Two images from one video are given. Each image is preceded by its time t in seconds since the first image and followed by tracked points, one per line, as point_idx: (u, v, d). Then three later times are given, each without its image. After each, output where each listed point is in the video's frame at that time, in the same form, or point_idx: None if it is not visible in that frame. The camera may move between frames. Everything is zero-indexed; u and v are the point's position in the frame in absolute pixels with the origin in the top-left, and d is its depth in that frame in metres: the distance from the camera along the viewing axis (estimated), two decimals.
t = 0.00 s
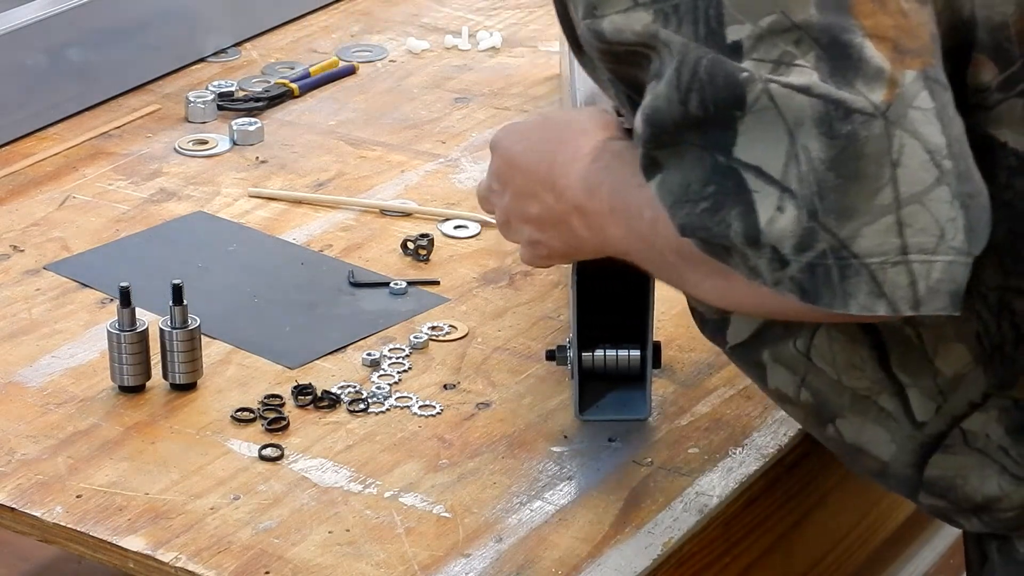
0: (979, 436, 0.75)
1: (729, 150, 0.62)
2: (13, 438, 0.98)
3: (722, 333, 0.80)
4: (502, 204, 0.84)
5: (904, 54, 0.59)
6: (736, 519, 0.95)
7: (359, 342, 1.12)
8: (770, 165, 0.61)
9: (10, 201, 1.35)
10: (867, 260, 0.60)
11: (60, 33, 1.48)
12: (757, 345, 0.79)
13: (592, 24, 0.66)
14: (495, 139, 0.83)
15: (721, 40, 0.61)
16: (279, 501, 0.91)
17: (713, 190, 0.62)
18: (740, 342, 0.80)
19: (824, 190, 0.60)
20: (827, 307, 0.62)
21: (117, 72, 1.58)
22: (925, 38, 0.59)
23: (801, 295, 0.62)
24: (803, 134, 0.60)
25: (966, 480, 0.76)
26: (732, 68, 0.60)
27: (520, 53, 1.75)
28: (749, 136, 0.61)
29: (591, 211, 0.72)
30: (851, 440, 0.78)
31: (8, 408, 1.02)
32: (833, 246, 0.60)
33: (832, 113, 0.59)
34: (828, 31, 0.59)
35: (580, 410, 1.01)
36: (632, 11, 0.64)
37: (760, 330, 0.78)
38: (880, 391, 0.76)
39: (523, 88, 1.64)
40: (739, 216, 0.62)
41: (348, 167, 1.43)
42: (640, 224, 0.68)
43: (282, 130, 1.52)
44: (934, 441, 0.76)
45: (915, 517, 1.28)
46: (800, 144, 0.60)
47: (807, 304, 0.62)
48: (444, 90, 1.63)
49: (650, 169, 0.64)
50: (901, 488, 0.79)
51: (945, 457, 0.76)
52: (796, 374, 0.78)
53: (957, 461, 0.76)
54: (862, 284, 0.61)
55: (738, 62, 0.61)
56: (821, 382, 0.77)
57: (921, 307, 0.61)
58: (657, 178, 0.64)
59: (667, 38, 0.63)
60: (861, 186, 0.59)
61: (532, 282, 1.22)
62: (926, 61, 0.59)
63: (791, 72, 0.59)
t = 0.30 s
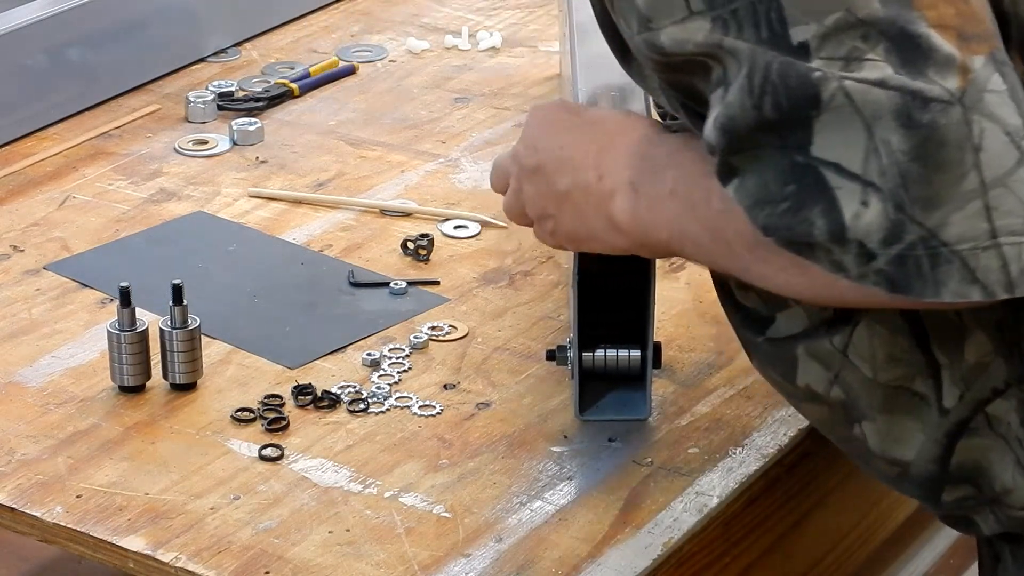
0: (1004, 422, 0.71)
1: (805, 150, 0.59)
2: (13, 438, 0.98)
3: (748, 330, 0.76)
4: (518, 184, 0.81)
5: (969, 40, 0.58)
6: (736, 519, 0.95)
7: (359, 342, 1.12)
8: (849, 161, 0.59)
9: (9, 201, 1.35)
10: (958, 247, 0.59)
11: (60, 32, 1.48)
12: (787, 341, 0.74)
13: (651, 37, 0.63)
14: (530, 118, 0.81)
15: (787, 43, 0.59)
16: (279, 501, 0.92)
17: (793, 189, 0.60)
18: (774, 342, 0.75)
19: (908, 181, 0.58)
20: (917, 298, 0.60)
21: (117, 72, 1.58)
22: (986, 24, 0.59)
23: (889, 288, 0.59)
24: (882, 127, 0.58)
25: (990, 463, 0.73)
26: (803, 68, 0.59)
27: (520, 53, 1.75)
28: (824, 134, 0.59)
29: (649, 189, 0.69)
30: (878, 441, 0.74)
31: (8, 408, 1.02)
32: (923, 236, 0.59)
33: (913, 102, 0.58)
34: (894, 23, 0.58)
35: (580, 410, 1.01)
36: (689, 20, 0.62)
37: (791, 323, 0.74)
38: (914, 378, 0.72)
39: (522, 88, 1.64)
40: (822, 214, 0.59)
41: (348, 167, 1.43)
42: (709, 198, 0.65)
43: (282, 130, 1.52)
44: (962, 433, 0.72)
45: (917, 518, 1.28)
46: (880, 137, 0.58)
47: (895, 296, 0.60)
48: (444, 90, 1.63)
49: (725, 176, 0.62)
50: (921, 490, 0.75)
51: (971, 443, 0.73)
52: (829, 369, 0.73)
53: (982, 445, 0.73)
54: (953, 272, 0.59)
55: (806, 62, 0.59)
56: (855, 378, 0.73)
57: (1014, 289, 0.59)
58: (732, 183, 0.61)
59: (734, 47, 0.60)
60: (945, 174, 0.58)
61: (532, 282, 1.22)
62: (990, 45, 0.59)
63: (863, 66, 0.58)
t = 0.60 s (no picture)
0: (1011, 433, 0.69)
1: (821, 179, 0.60)
2: (13, 438, 0.98)
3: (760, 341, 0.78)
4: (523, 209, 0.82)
5: (982, 59, 0.57)
6: (736, 519, 0.95)
7: (359, 342, 1.12)
8: (865, 190, 0.58)
9: (9, 201, 1.35)
10: (979, 270, 0.58)
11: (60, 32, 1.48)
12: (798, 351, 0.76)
13: (663, 64, 0.65)
14: (520, 149, 0.82)
15: (797, 70, 0.59)
16: (279, 501, 0.91)
17: (810, 220, 0.60)
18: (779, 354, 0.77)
19: (926, 208, 0.57)
20: (941, 321, 0.59)
21: (117, 72, 1.58)
22: (997, 42, 0.58)
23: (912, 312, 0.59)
24: (897, 155, 0.57)
25: (999, 475, 0.71)
26: (814, 99, 0.59)
27: (521, 53, 1.75)
28: (839, 163, 0.59)
29: (659, 212, 0.70)
30: (888, 450, 0.74)
31: (8, 408, 1.02)
32: (943, 261, 0.58)
33: (927, 130, 0.57)
34: (905, 47, 0.57)
35: (580, 410, 1.01)
36: (697, 47, 0.64)
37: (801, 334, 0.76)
38: (921, 389, 0.71)
39: (523, 88, 1.64)
40: (841, 243, 0.59)
41: (349, 167, 1.43)
42: (719, 218, 0.66)
43: (282, 130, 1.52)
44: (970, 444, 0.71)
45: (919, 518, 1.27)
46: (895, 165, 0.58)
47: (919, 318, 0.59)
48: (444, 90, 1.63)
49: (740, 208, 0.62)
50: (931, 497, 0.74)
51: (978, 454, 0.71)
52: (838, 378, 0.74)
53: (989, 456, 0.71)
54: (976, 294, 0.58)
55: (816, 90, 0.59)
56: (864, 388, 0.73)
57: None
58: (749, 216, 0.62)
59: (743, 79, 0.62)
60: (962, 198, 0.57)
61: (532, 282, 1.22)
62: (1003, 63, 0.58)
63: (874, 94, 0.57)
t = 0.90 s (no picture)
0: (1006, 454, 0.71)
1: (826, 221, 0.61)
2: (13, 438, 0.98)
3: (762, 340, 0.78)
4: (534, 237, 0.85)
5: (981, 85, 0.59)
6: (736, 520, 0.95)
7: (359, 342, 1.12)
8: (872, 228, 0.60)
9: (9, 201, 1.35)
10: (991, 300, 0.60)
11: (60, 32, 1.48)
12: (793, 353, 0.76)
13: (659, 96, 0.66)
14: (523, 181, 0.84)
15: (794, 102, 0.60)
16: (279, 501, 0.91)
17: (817, 261, 0.62)
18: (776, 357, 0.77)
19: (934, 244, 0.59)
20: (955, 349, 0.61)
21: (117, 72, 1.58)
22: (994, 62, 0.59)
23: (926, 341, 0.61)
24: (901, 193, 0.59)
25: (994, 491, 0.72)
26: (814, 138, 0.60)
27: (521, 53, 1.75)
28: (845, 205, 0.60)
29: (665, 243, 0.73)
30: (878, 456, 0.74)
31: (8, 408, 1.02)
32: (955, 293, 0.59)
33: (929, 166, 0.58)
34: (904, 78, 0.58)
35: (580, 410, 1.01)
36: (689, 78, 0.64)
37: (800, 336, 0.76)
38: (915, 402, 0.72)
39: (523, 88, 1.64)
40: (852, 282, 0.61)
41: (348, 167, 1.43)
42: (720, 253, 0.69)
43: (282, 130, 1.52)
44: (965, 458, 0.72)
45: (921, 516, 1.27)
46: (900, 204, 0.59)
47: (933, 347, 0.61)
48: (444, 90, 1.63)
49: (748, 251, 0.64)
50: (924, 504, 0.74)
51: (972, 471, 0.72)
52: (830, 386, 0.75)
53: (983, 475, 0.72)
54: (988, 322, 0.60)
55: (815, 123, 0.60)
56: (857, 396, 0.74)
57: None
58: (756, 258, 0.64)
59: (739, 121, 0.62)
60: (968, 231, 0.59)
61: (532, 282, 1.22)
62: (1003, 86, 0.59)
63: (873, 130, 0.59)
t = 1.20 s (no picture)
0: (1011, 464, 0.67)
1: (817, 257, 0.58)
2: (13, 438, 0.98)
3: (759, 343, 0.74)
4: (544, 266, 0.82)
5: (970, 117, 0.56)
6: (736, 520, 0.95)
7: (359, 342, 1.12)
8: (863, 264, 0.57)
9: (9, 201, 1.35)
10: (983, 333, 0.57)
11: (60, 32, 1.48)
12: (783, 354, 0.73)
13: (649, 127, 0.63)
14: (526, 213, 0.82)
15: (780, 134, 0.57)
16: (279, 501, 0.91)
17: (810, 296, 0.59)
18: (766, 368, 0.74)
19: (924, 279, 0.56)
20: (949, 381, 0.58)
21: (117, 72, 1.58)
22: (985, 93, 0.56)
23: (920, 374, 0.58)
24: (890, 229, 0.56)
25: (997, 494, 0.68)
26: (802, 176, 0.56)
27: (521, 53, 1.75)
28: (836, 241, 0.57)
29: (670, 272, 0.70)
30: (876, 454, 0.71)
31: (8, 408, 1.02)
32: (947, 327, 0.56)
33: (917, 201, 0.55)
34: (892, 111, 0.55)
35: (580, 410, 1.01)
36: (677, 110, 0.61)
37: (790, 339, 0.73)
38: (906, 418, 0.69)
39: (523, 88, 1.64)
40: (844, 317, 0.58)
41: (349, 167, 1.43)
42: (726, 282, 0.66)
43: (282, 130, 1.52)
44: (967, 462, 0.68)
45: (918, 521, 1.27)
46: (890, 239, 0.56)
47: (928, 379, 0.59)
48: (444, 90, 1.62)
49: (739, 287, 0.61)
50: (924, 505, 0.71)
51: (974, 477, 0.68)
52: (824, 393, 0.71)
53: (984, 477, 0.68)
54: (982, 354, 0.57)
55: (802, 157, 0.57)
56: (850, 404, 0.70)
57: None
58: (749, 294, 0.61)
59: (727, 158, 0.59)
60: (959, 266, 0.56)
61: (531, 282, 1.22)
62: (992, 117, 0.56)
63: (861, 164, 0.56)
